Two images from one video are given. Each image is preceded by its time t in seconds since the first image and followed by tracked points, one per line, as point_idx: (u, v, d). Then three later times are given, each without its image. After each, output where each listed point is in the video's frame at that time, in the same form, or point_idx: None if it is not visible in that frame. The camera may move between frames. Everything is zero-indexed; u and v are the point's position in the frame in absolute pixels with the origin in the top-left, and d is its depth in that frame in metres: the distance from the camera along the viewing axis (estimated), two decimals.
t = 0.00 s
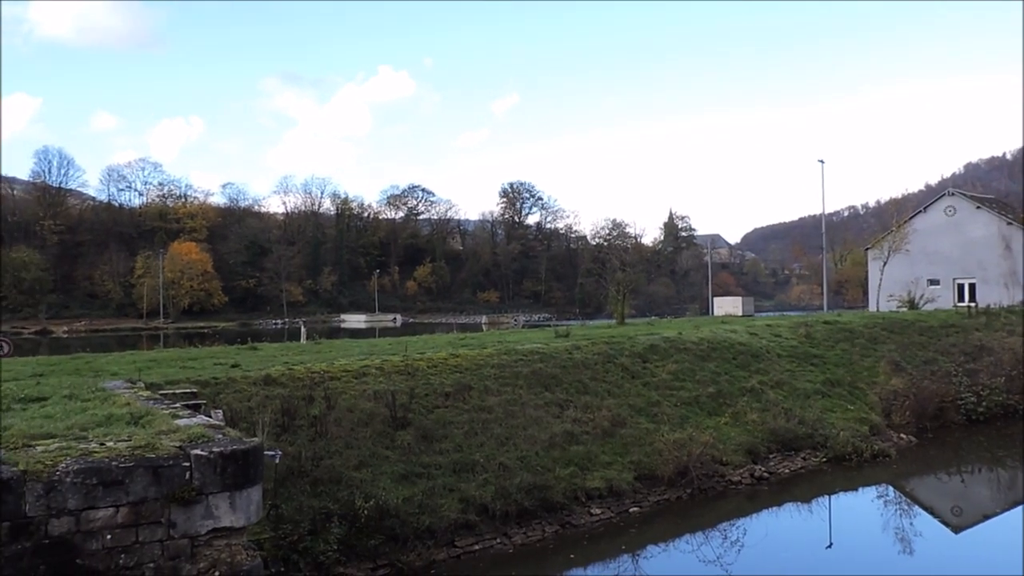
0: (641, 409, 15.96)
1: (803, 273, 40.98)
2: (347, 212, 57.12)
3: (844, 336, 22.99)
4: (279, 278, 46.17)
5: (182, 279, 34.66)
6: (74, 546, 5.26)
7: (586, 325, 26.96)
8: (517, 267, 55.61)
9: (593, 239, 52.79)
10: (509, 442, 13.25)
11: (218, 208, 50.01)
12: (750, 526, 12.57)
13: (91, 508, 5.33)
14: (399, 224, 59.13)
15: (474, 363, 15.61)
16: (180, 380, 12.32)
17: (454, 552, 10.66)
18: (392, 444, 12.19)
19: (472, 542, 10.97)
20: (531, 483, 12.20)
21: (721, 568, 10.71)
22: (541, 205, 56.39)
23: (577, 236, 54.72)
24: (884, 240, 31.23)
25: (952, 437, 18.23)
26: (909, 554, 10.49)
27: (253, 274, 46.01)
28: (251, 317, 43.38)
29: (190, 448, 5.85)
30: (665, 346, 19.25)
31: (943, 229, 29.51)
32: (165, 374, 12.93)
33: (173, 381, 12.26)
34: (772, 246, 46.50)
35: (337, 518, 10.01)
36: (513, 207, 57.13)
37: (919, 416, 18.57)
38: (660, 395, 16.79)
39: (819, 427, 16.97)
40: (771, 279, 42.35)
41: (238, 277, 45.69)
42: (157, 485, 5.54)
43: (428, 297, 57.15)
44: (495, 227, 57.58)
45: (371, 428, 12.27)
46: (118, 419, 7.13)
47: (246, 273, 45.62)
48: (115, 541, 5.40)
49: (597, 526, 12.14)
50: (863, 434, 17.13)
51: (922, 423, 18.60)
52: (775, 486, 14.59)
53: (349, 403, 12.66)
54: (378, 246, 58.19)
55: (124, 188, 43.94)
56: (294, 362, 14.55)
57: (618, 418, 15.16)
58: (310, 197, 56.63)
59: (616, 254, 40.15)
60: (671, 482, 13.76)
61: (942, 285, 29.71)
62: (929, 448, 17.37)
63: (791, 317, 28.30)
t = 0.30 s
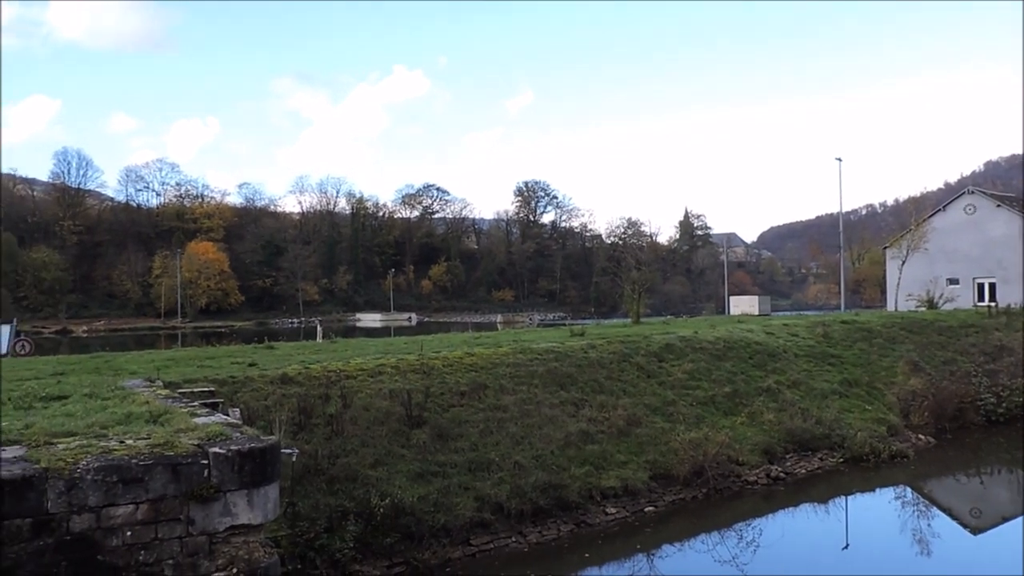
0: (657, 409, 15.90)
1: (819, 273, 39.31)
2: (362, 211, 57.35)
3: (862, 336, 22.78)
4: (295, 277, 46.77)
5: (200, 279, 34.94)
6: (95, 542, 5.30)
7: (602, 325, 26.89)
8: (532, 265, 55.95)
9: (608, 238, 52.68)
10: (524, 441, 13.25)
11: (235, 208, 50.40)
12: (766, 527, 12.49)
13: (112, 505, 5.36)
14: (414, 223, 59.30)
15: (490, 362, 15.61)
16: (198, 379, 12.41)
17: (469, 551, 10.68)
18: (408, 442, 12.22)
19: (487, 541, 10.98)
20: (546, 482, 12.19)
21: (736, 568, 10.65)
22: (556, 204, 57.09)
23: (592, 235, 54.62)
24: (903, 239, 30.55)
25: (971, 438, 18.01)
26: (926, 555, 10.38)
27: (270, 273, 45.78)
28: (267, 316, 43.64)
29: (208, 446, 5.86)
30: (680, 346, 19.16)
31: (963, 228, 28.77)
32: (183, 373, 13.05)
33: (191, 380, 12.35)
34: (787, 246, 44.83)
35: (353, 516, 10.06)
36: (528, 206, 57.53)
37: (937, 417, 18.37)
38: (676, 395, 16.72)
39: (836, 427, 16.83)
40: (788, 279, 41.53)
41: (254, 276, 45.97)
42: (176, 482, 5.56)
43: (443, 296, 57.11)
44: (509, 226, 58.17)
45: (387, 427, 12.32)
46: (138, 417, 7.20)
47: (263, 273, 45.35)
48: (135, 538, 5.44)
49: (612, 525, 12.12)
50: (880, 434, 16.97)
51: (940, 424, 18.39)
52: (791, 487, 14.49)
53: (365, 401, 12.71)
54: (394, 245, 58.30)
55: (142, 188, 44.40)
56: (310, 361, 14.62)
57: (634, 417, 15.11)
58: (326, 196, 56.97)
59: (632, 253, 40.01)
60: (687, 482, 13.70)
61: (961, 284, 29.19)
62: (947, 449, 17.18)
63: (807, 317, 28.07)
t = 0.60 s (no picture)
0: (675, 401, 15.81)
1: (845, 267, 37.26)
2: (381, 203, 57.47)
3: (882, 329, 22.50)
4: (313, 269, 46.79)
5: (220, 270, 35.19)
6: (117, 530, 5.30)
7: (620, 317, 26.79)
8: (551, 258, 54.94)
9: (627, 230, 52.43)
10: (542, 433, 13.23)
11: (254, 200, 50.79)
12: (785, 520, 12.39)
13: (134, 494, 5.36)
14: (433, 214, 59.28)
15: (508, 353, 15.60)
16: (218, 369, 12.52)
17: (487, 542, 10.68)
18: (426, 433, 12.25)
19: (505, 532, 10.99)
20: (564, 474, 12.18)
21: (755, 562, 10.57)
22: (574, 196, 57.05)
23: (610, 227, 54.46)
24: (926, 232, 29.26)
25: (993, 434, 17.74)
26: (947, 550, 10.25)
27: (288, 265, 45.81)
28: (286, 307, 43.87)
29: (229, 436, 5.84)
30: (699, 338, 19.03)
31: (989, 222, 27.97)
32: (204, 363, 13.15)
33: (212, 370, 12.46)
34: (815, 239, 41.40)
35: (372, 507, 10.11)
36: (546, 198, 57.56)
37: (958, 412, 18.12)
38: (695, 387, 16.62)
39: (856, 421, 16.66)
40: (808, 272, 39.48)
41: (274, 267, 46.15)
42: (197, 471, 5.54)
43: (461, 288, 56.88)
44: (528, 218, 57.49)
45: (405, 417, 12.36)
46: (160, 406, 7.28)
47: (282, 264, 45.57)
48: (157, 527, 5.44)
49: (630, 518, 12.08)
50: (901, 429, 16.77)
51: (961, 419, 18.14)
52: (810, 480, 14.37)
53: (384, 392, 12.76)
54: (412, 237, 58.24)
55: (162, 180, 44.80)
56: (329, 352, 14.69)
57: (652, 410, 15.03)
58: (345, 188, 57.34)
59: (650, 245, 39.75)
60: (705, 475, 13.62)
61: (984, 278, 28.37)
62: (969, 444, 16.94)
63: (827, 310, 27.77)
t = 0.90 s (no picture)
0: (690, 389, 15.78)
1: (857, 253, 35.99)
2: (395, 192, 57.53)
3: (899, 317, 22.27)
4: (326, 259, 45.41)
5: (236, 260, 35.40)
6: (137, 517, 5.20)
7: (634, 305, 26.73)
8: (565, 246, 55.07)
9: (641, 219, 52.24)
10: (557, 421, 13.25)
11: (270, 190, 51.07)
12: (800, 509, 12.35)
13: (153, 481, 5.26)
14: (447, 203, 59.30)
15: (523, 342, 15.61)
16: (235, 358, 12.60)
17: (502, 530, 10.72)
18: (441, 422, 12.30)
19: (520, 519, 11.03)
20: (579, 462, 12.19)
21: (769, 551, 10.54)
22: (588, 183, 57.76)
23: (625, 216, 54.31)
24: (943, 219, 28.31)
25: (1011, 424, 17.56)
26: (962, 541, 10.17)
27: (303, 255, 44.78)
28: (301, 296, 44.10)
29: (246, 423, 5.74)
30: (714, 326, 18.95)
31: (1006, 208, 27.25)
32: (221, 352, 13.27)
33: (229, 359, 12.55)
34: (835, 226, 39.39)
35: (388, 494, 10.17)
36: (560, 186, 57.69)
37: (976, 401, 17.93)
38: (710, 375, 16.58)
39: (872, 410, 16.56)
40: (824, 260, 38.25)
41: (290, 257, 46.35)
42: (215, 459, 5.44)
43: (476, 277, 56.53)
44: (542, 206, 58.23)
45: (420, 405, 12.41)
46: (178, 395, 7.35)
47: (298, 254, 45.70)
48: (175, 514, 5.34)
49: (645, 506, 12.09)
50: (917, 418, 16.64)
51: (979, 408, 17.96)
52: (825, 469, 14.31)
53: (399, 380, 12.82)
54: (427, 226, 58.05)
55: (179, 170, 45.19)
56: (345, 340, 14.76)
57: (667, 398, 15.00)
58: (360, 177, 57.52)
59: (665, 233, 39.51)
60: (720, 463, 13.58)
61: (1003, 266, 27.63)
62: (986, 433, 16.78)
63: (843, 298, 27.56)
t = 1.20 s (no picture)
0: (706, 367, 15.72)
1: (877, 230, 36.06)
2: (410, 168, 57.15)
3: (918, 295, 22.00)
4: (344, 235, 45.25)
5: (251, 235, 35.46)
6: (157, 489, 5.24)
7: (650, 282, 26.57)
8: (581, 224, 53.90)
9: (658, 195, 51.62)
10: (572, 397, 13.26)
11: (285, 166, 50.99)
12: (815, 487, 12.32)
13: (172, 454, 5.28)
14: (462, 179, 58.89)
15: (538, 318, 15.58)
16: (252, 333, 12.67)
17: (517, 505, 10.78)
18: (456, 397, 12.34)
19: (535, 495, 11.08)
20: (594, 438, 12.19)
21: (783, 529, 10.53)
22: (604, 159, 56.79)
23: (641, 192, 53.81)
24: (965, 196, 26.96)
25: None
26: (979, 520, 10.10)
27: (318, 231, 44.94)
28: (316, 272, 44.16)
29: (264, 398, 5.74)
30: (730, 304, 18.81)
31: None
32: (238, 327, 13.34)
33: (246, 334, 12.61)
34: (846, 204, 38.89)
35: (404, 469, 10.23)
36: (576, 163, 57.67)
37: (994, 380, 17.76)
38: (726, 353, 16.49)
39: (889, 388, 16.43)
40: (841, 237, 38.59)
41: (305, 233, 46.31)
42: (233, 433, 5.47)
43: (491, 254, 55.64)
44: (558, 183, 58.56)
45: (436, 381, 12.46)
46: (195, 368, 7.42)
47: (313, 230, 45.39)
48: (194, 486, 5.37)
49: (659, 482, 12.10)
50: (934, 396, 16.49)
51: (997, 387, 17.77)
52: (841, 448, 14.24)
53: (415, 356, 12.87)
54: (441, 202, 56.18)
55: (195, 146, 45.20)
56: (361, 316, 14.80)
57: (682, 375, 14.95)
58: (375, 154, 57.34)
59: (682, 210, 39.10)
60: (735, 441, 13.56)
61: None
62: (1004, 413, 16.61)
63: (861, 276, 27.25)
